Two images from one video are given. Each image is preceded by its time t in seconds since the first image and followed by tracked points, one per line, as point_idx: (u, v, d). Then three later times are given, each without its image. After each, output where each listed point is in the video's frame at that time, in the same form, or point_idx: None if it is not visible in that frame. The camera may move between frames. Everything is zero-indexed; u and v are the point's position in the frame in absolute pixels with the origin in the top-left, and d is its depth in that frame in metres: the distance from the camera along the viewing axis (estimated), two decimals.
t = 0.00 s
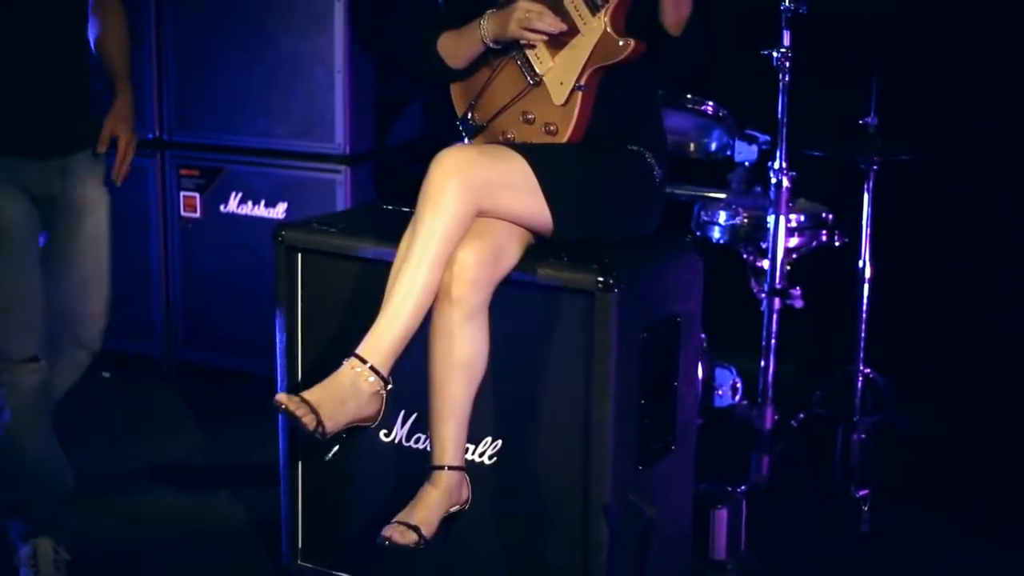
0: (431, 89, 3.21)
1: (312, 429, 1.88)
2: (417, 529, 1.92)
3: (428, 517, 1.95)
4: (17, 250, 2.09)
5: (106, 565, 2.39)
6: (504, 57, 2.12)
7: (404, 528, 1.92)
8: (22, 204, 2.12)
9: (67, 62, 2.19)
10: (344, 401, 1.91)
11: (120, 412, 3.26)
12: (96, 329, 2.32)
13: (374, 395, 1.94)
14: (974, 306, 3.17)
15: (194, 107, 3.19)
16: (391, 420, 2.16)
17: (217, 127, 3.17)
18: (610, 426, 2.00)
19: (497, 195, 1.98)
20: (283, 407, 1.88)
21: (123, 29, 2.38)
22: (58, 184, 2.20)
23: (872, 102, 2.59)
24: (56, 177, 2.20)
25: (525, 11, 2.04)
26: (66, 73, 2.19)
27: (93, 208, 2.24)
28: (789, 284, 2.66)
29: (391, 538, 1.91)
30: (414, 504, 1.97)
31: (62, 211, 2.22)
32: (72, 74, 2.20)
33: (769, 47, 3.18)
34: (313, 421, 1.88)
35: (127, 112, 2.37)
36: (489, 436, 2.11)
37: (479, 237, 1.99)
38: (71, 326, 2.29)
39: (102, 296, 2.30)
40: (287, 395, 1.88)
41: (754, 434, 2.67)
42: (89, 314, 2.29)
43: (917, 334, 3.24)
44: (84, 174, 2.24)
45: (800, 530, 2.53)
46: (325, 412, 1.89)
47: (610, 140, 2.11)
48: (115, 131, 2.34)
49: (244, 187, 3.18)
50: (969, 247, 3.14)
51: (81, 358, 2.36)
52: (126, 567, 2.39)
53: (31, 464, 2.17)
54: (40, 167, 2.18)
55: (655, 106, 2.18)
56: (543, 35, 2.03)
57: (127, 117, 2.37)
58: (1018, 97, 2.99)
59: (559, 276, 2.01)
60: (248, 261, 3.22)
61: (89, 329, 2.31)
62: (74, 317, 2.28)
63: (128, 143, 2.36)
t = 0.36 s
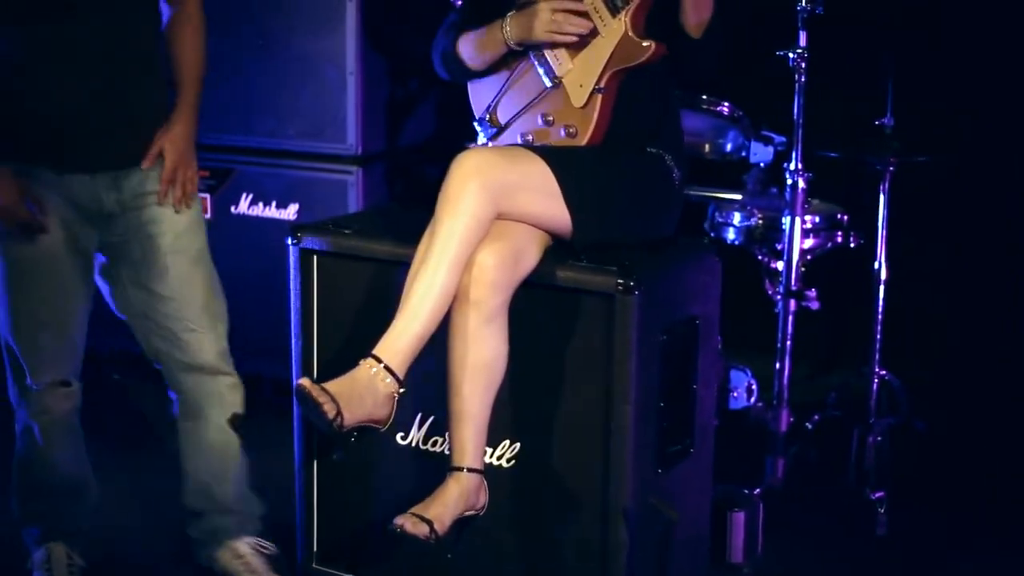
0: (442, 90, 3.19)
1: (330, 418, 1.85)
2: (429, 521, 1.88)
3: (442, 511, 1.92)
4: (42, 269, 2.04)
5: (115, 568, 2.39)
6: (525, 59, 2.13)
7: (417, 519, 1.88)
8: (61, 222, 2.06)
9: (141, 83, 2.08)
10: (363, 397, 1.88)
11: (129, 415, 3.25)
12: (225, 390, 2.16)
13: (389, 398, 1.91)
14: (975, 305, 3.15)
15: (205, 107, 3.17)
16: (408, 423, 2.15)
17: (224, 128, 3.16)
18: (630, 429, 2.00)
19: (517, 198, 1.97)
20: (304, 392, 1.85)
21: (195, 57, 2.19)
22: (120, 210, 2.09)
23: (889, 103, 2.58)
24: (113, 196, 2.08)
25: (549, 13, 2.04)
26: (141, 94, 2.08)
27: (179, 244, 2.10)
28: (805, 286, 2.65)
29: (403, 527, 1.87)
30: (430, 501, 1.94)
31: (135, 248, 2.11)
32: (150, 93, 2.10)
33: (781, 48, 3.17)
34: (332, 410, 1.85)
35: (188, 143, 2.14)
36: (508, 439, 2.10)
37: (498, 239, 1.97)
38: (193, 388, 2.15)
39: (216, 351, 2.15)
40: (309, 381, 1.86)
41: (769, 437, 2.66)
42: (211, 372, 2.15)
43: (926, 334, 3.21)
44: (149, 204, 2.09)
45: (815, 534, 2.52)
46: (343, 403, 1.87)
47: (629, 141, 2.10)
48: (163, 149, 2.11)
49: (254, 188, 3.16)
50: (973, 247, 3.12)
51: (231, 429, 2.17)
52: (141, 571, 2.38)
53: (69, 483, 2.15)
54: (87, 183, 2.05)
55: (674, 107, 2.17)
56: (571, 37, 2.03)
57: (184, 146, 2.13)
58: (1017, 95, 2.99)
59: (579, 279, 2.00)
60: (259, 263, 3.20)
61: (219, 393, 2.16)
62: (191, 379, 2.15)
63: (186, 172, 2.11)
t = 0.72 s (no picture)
0: (455, 91, 3.18)
1: (351, 426, 1.79)
2: (452, 530, 1.85)
3: (463, 520, 1.89)
4: (119, 300, 1.84)
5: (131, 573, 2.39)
6: (545, 60, 2.13)
7: (439, 528, 1.85)
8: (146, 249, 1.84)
9: (262, 119, 1.79)
10: (382, 403, 1.83)
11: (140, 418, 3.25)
12: (315, 456, 1.88)
13: (409, 402, 1.86)
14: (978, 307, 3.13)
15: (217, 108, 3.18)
16: (426, 426, 2.14)
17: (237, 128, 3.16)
18: (651, 433, 1.98)
19: (537, 201, 1.94)
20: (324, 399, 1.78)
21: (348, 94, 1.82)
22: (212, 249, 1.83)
23: (905, 104, 2.57)
24: (201, 235, 1.82)
25: (569, 14, 2.02)
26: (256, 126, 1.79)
27: (276, 295, 1.82)
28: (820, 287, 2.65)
29: (425, 537, 1.84)
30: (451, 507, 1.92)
31: (229, 289, 1.85)
32: (274, 130, 1.81)
33: (793, 49, 3.16)
34: (354, 417, 1.79)
35: (311, 194, 1.82)
36: (526, 442, 2.09)
37: (518, 242, 1.95)
38: (281, 447, 1.88)
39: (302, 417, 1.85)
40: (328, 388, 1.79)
41: (785, 440, 2.64)
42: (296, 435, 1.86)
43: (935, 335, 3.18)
44: (245, 249, 1.82)
45: (830, 538, 2.51)
46: (364, 410, 1.81)
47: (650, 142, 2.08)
48: (269, 198, 1.80)
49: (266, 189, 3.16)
50: (974, 247, 3.10)
51: (322, 495, 1.89)
52: None
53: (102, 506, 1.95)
54: (175, 213, 1.81)
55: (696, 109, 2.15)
56: (591, 39, 2.01)
57: (297, 200, 1.80)
58: None
59: (599, 281, 2.00)
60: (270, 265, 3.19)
61: (306, 456, 1.88)
62: (277, 436, 1.88)
63: (297, 234, 1.81)
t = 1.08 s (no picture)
0: (465, 91, 3.18)
1: (369, 431, 1.77)
2: (473, 542, 1.84)
3: (483, 528, 1.89)
4: (201, 294, 1.93)
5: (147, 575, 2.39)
6: (563, 61, 2.13)
7: (461, 541, 1.84)
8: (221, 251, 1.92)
9: (332, 137, 1.83)
10: (400, 407, 1.80)
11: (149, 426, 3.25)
12: (354, 466, 1.91)
13: (426, 405, 1.84)
14: (988, 307, 3.11)
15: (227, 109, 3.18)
16: (441, 428, 2.13)
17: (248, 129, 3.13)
18: (670, 434, 1.97)
19: (555, 202, 1.91)
20: (343, 406, 1.76)
21: (418, 114, 1.88)
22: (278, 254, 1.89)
23: (918, 105, 2.56)
24: (266, 238, 1.87)
25: (587, 14, 2.00)
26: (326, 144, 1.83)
27: (335, 303, 1.86)
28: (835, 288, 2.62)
29: (447, 553, 1.84)
30: (470, 514, 1.92)
31: (297, 294, 1.91)
32: (342, 149, 1.85)
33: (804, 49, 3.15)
34: (372, 422, 1.76)
35: (377, 210, 1.86)
36: (543, 444, 2.08)
37: (536, 244, 1.93)
38: (324, 451, 1.93)
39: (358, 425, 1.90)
40: (346, 394, 1.77)
41: (799, 441, 2.63)
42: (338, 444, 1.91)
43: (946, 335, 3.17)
44: (307, 259, 1.87)
45: (842, 540, 2.50)
46: (382, 414, 1.78)
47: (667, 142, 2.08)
48: (332, 214, 1.84)
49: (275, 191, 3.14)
50: (985, 246, 3.08)
51: (351, 507, 1.92)
52: None
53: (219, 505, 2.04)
54: (243, 219, 1.88)
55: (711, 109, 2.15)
56: (607, 40, 1.99)
57: (360, 216, 1.84)
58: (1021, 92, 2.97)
59: (618, 283, 1.99)
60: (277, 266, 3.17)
61: (345, 465, 1.91)
62: (325, 439, 1.93)
63: (359, 251, 1.84)
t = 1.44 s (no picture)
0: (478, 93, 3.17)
1: (390, 437, 1.76)
2: (499, 551, 1.84)
3: (507, 535, 1.89)
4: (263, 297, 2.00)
5: None
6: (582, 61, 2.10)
7: (486, 551, 1.84)
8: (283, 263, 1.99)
9: (386, 151, 1.89)
10: (420, 412, 1.79)
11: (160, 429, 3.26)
12: (387, 478, 1.92)
13: (446, 410, 1.82)
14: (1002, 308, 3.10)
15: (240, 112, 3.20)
16: (459, 432, 2.13)
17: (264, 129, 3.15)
18: (691, 438, 1.96)
19: (575, 205, 1.89)
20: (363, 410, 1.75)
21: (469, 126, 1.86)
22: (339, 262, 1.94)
23: (935, 106, 2.54)
24: (328, 246, 1.94)
25: (609, 17, 1.99)
26: (380, 158, 1.89)
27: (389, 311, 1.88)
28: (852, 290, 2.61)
29: (473, 563, 1.84)
30: (492, 521, 1.91)
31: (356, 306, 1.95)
32: (396, 158, 1.90)
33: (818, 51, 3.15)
34: (393, 428, 1.76)
35: (433, 226, 1.87)
36: (561, 448, 2.07)
37: (557, 247, 1.91)
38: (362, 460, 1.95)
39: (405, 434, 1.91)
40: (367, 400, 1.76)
41: (815, 444, 2.63)
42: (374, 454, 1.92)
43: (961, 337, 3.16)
44: (365, 269, 1.91)
45: (857, 543, 2.50)
46: (403, 420, 1.78)
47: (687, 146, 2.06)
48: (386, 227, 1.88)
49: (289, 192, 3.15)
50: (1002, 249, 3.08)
51: (382, 521, 1.93)
52: None
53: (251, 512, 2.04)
54: (307, 231, 1.96)
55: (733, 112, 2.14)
56: (628, 44, 1.99)
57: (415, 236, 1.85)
58: None
59: (640, 287, 1.98)
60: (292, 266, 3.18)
61: (379, 476, 1.92)
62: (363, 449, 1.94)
63: (420, 268, 1.87)
